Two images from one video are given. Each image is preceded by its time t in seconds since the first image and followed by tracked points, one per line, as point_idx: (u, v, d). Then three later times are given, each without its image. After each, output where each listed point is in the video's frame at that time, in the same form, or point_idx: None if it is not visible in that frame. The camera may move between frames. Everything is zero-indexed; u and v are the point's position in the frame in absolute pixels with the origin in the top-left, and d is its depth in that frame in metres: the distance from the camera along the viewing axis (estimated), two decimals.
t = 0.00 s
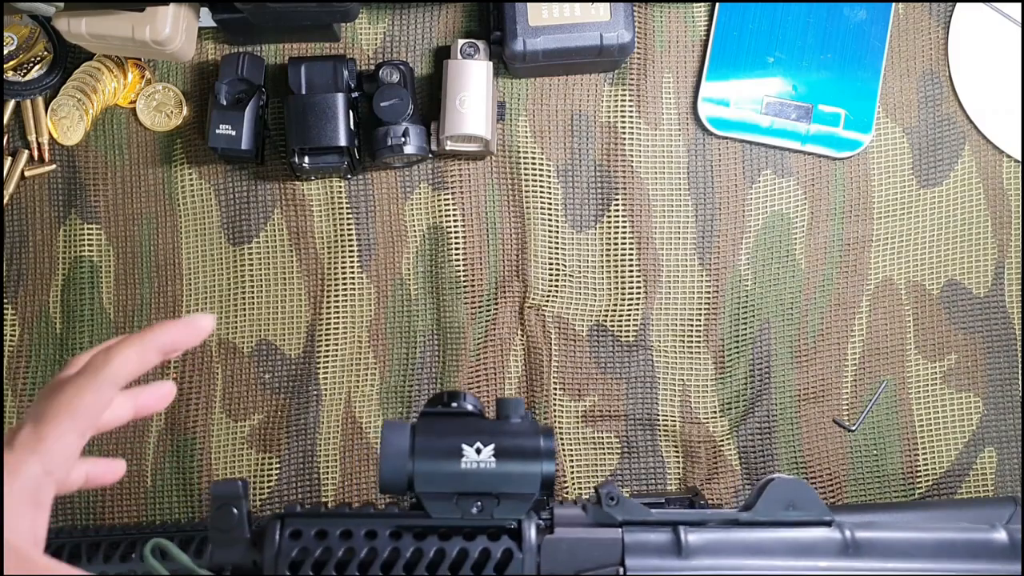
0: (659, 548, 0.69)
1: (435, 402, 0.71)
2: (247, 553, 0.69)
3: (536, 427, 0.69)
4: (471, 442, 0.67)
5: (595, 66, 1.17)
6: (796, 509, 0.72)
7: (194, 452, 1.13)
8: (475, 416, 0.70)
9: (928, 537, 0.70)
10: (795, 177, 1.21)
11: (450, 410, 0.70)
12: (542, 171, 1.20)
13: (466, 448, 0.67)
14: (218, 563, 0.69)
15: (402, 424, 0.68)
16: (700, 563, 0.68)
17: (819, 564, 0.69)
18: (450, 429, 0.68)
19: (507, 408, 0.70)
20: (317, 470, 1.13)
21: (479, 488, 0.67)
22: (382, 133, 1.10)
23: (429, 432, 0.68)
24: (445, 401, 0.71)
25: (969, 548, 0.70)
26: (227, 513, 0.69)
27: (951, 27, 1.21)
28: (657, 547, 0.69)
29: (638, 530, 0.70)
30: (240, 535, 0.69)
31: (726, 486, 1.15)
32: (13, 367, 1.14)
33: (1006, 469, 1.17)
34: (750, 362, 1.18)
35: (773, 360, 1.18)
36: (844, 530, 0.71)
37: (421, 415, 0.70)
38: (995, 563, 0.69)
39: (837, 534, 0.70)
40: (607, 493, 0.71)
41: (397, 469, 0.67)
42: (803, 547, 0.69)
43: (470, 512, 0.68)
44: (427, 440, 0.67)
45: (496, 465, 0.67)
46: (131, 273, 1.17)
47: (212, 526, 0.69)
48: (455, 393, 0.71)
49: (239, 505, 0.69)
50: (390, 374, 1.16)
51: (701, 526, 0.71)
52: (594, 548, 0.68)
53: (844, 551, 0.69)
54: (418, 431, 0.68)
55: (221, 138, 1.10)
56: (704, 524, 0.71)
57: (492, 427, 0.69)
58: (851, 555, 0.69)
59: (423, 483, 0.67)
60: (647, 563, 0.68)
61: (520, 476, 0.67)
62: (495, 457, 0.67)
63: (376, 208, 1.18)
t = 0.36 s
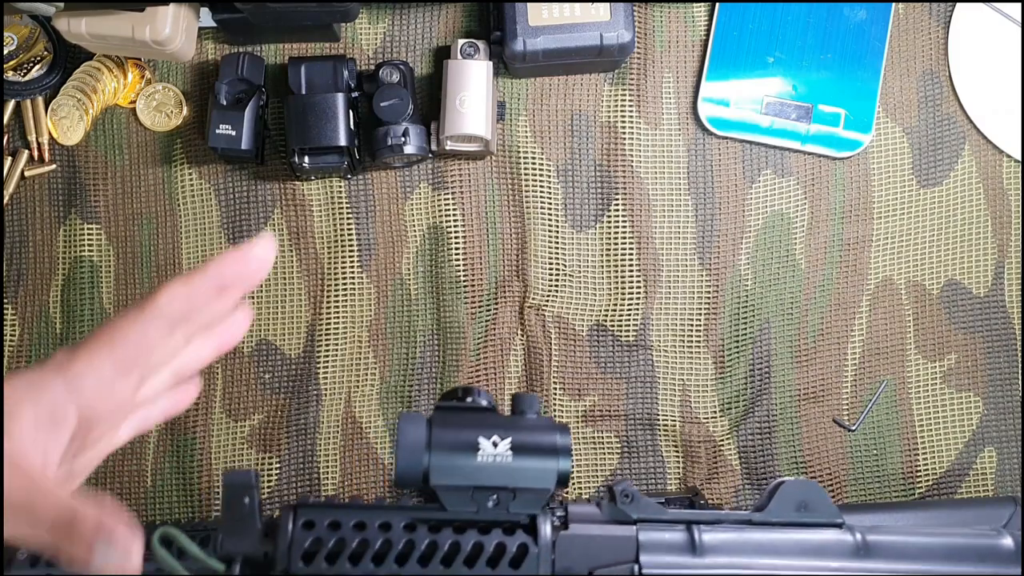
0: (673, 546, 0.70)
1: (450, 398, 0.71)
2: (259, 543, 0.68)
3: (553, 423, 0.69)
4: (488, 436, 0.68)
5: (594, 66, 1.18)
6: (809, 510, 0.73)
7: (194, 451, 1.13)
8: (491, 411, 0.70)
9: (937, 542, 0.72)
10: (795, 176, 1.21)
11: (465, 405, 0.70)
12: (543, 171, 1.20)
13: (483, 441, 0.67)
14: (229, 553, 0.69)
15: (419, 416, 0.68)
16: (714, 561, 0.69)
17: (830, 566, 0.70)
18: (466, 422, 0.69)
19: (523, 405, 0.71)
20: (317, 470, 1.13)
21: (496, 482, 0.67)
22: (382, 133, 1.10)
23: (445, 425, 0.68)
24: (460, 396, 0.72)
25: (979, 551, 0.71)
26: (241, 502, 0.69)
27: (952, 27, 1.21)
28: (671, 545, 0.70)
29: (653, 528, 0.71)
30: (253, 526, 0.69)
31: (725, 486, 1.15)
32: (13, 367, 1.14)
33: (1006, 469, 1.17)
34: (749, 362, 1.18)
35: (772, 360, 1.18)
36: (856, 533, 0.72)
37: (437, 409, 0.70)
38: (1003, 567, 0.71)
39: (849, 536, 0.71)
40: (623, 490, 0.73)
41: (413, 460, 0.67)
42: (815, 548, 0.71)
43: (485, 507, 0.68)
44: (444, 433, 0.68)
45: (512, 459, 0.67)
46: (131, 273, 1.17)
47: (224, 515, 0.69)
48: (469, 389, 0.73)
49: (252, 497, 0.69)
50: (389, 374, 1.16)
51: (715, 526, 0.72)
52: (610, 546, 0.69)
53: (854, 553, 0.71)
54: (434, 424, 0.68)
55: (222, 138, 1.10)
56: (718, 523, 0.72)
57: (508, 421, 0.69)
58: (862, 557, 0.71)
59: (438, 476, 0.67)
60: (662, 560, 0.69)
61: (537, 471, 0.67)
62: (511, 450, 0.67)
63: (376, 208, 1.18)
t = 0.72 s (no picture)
0: (647, 558, 0.67)
1: (428, 416, 0.71)
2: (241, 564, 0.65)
3: (529, 439, 0.68)
4: (463, 454, 0.66)
5: (594, 66, 1.18)
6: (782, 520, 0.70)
7: (195, 452, 1.13)
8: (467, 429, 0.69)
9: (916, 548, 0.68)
10: (795, 176, 1.21)
11: (442, 422, 0.70)
12: (543, 171, 1.20)
13: (458, 459, 0.66)
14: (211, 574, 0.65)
15: (394, 435, 0.66)
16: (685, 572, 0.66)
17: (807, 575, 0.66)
18: (441, 440, 0.67)
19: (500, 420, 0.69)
20: (317, 470, 1.13)
21: (472, 499, 0.65)
22: (382, 134, 1.09)
23: (421, 444, 0.66)
24: (437, 414, 0.72)
25: (958, 556, 0.67)
26: (222, 523, 0.65)
27: (952, 27, 1.21)
28: (644, 557, 0.67)
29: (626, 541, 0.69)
30: (235, 546, 0.65)
31: (726, 486, 1.15)
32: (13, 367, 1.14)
33: (1006, 469, 1.17)
34: (749, 361, 1.18)
35: (772, 360, 1.18)
36: (830, 542, 0.68)
37: (413, 430, 0.68)
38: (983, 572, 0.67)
39: (822, 545, 0.68)
40: (597, 504, 0.73)
41: (389, 480, 0.65)
42: (787, 557, 0.67)
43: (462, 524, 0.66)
44: (419, 452, 0.66)
45: (487, 476, 0.65)
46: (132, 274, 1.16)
47: (206, 536, 0.65)
48: (448, 407, 0.73)
49: (235, 516, 0.66)
50: (390, 374, 1.16)
51: (688, 538, 0.69)
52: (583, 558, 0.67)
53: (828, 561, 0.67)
54: (410, 443, 0.66)
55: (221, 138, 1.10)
56: (691, 536, 0.70)
57: (484, 438, 0.67)
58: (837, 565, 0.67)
59: (415, 495, 0.65)
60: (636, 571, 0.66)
61: (512, 488, 0.65)
62: (487, 468, 0.65)
63: (376, 208, 1.18)
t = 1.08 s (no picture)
0: (648, 551, 0.68)
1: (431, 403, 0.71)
2: (243, 546, 0.68)
3: (532, 429, 0.69)
4: (467, 442, 0.67)
5: (594, 66, 1.18)
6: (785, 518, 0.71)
7: (194, 452, 1.13)
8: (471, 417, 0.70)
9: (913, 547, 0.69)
10: (795, 176, 1.21)
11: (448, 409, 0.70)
12: (543, 171, 1.20)
13: (462, 446, 0.67)
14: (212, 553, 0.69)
15: (398, 422, 0.67)
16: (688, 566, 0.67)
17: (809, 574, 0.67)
18: (446, 428, 0.68)
19: (503, 411, 0.71)
20: (317, 470, 1.13)
21: (474, 486, 0.67)
22: (382, 134, 1.09)
23: (425, 431, 0.67)
24: (442, 402, 0.71)
25: (955, 556, 0.68)
26: (225, 506, 0.69)
27: (951, 28, 1.21)
28: (647, 549, 0.68)
29: (628, 532, 0.70)
30: (237, 527, 0.69)
31: (726, 485, 1.15)
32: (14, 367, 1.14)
33: (1006, 469, 1.17)
34: (749, 361, 1.18)
35: (772, 360, 1.18)
36: (829, 538, 0.70)
37: (417, 416, 0.69)
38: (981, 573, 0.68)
39: (822, 542, 0.69)
40: (599, 495, 0.71)
41: (393, 466, 0.66)
42: (788, 554, 0.69)
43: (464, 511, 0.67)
44: (423, 440, 0.67)
45: (490, 464, 0.67)
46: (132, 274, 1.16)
47: (208, 518, 0.69)
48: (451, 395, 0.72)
49: (237, 499, 0.69)
50: (390, 374, 1.16)
51: (690, 531, 0.70)
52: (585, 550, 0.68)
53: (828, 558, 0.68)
54: (415, 430, 0.67)
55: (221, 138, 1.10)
56: (694, 529, 0.71)
57: (488, 428, 0.69)
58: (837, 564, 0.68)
59: (418, 481, 0.66)
60: (637, 564, 0.68)
61: (514, 477, 0.67)
62: (490, 456, 0.67)
63: (376, 208, 1.18)
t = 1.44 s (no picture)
0: (636, 561, 0.65)
1: (418, 416, 0.70)
2: (233, 564, 0.66)
3: (519, 441, 0.68)
4: (453, 456, 0.67)
5: (595, 65, 1.17)
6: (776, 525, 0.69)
7: (194, 452, 1.13)
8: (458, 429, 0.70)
9: (906, 551, 0.66)
10: (796, 176, 1.20)
11: (435, 423, 0.70)
12: (543, 171, 1.19)
13: (447, 461, 0.66)
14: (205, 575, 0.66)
15: (384, 438, 0.67)
16: None
17: None
18: (431, 443, 0.67)
19: (490, 422, 0.70)
20: (317, 471, 1.13)
21: (461, 500, 0.66)
22: (382, 133, 1.09)
23: (410, 447, 0.67)
24: (429, 416, 0.70)
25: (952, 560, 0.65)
26: (215, 526, 0.67)
27: (952, 27, 1.21)
28: (636, 560, 0.66)
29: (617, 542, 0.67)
30: (229, 546, 0.67)
31: (726, 486, 1.14)
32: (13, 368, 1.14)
33: (1007, 470, 1.16)
34: (750, 362, 1.18)
35: (773, 361, 1.18)
36: (822, 544, 0.67)
37: (403, 430, 0.69)
38: None
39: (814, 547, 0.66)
40: (586, 507, 0.70)
41: (378, 482, 0.66)
42: (780, 561, 0.65)
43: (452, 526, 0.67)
44: (409, 456, 0.67)
45: (476, 478, 0.66)
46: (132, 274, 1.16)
47: (200, 537, 0.67)
48: (439, 408, 0.71)
49: (227, 517, 0.68)
50: (389, 374, 1.16)
51: (679, 540, 0.67)
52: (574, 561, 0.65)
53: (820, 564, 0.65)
54: (400, 446, 0.67)
55: (220, 137, 1.10)
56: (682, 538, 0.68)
57: (474, 441, 0.68)
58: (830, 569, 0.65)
59: (404, 497, 0.66)
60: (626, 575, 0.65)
61: (501, 490, 0.66)
62: (475, 470, 0.66)
63: (375, 207, 1.18)
